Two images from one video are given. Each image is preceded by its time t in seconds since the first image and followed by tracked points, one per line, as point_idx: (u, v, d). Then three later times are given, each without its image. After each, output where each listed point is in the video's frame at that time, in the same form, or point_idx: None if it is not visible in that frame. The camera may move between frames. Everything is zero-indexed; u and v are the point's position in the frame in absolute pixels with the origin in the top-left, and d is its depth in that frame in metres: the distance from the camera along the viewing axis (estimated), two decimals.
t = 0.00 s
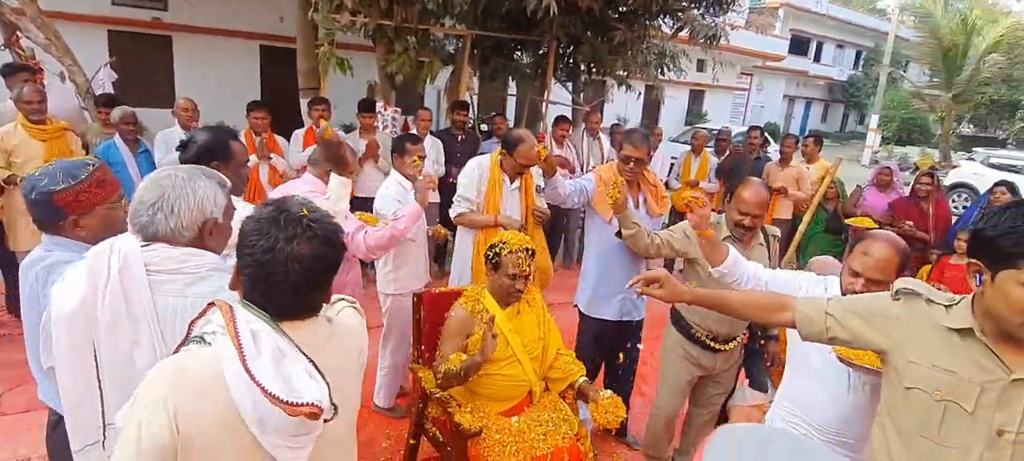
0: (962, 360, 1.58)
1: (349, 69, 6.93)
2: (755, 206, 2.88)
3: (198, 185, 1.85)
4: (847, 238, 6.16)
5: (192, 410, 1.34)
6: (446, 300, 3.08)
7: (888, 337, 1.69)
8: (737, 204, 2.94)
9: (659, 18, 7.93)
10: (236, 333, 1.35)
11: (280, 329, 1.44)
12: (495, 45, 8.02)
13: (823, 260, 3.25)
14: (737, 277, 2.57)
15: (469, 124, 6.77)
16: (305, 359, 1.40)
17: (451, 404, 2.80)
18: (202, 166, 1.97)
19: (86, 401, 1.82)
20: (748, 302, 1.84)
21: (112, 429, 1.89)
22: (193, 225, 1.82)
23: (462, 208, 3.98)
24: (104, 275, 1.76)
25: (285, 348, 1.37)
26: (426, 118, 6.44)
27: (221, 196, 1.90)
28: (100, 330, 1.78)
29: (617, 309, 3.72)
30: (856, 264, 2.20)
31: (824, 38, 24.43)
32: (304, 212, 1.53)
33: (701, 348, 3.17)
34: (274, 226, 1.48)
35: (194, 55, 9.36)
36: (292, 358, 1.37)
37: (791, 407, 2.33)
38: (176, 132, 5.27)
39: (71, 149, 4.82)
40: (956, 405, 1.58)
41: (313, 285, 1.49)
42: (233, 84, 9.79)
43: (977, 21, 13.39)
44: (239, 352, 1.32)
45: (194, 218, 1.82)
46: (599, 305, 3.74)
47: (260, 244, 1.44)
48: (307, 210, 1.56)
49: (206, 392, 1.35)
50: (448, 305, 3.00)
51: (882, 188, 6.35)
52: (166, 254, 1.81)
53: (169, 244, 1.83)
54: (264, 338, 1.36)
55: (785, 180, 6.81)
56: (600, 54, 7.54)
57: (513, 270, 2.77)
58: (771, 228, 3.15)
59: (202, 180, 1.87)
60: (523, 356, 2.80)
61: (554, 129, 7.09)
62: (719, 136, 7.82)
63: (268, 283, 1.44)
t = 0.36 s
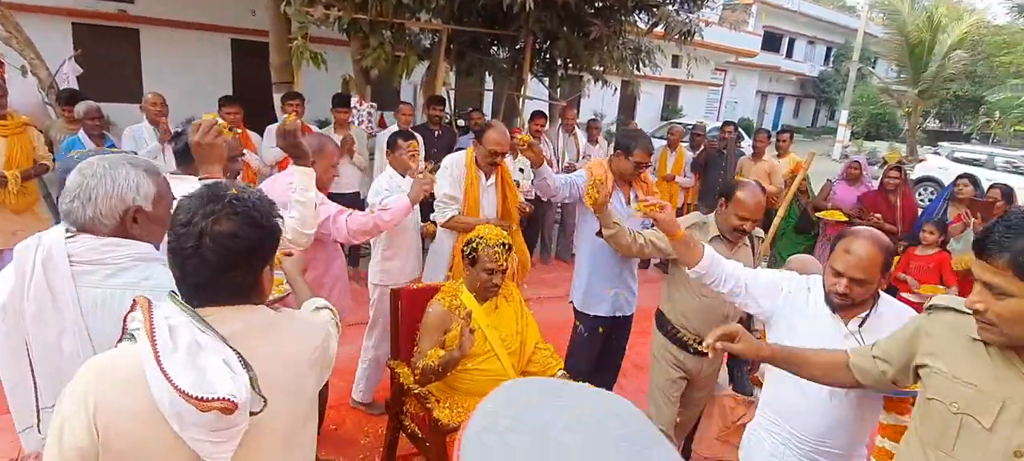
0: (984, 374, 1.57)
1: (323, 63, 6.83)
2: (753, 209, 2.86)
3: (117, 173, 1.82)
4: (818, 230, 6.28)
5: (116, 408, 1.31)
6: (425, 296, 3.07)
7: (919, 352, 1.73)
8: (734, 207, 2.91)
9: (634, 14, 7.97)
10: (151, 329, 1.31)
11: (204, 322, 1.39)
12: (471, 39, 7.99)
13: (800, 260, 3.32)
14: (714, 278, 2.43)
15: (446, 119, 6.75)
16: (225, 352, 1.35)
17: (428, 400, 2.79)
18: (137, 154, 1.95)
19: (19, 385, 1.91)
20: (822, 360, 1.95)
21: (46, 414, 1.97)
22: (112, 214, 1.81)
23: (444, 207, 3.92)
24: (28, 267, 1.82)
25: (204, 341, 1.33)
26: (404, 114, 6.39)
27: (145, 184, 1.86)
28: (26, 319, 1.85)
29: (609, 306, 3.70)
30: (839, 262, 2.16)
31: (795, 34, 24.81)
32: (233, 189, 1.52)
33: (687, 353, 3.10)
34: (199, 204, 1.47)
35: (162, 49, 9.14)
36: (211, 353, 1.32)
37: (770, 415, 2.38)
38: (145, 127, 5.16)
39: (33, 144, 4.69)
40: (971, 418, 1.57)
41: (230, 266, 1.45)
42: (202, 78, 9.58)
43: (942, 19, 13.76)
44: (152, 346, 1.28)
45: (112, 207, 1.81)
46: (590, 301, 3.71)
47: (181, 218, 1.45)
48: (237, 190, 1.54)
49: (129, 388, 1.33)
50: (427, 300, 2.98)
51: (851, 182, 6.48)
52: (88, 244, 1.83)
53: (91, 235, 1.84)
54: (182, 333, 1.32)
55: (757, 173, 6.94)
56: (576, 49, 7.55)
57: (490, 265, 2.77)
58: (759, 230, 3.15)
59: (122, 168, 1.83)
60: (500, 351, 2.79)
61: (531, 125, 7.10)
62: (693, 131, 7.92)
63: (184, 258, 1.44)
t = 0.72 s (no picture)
0: (985, 393, 1.49)
1: (315, 59, 6.78)
2: (751, 201, 2.82)
3: (106, 167, 1.92)
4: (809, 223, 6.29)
5: (60, 408, 1.31)
6: (421, 291, 3.07)
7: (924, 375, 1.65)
8: (732, 201, 2.86)
9: (627, 8, 7.95)
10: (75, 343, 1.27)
11: (140, 335, 1.32)
12: (463, 34, 7.96)
13: (799, 259, 3.41)
14: (734, 294, 2.31)
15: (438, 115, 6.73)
16: (151, 372, 1.27)
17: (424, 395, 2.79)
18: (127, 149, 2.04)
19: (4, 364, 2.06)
20: (869, 433, 1.79)
21: (24, 392, 2.13)
22: (98, 205, 1.91)
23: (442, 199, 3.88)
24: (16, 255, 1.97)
25: (125, 362, 1.25)
26: (399, 109, 6.36)
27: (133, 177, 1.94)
28: (14, 305, 2.00)
29: (611, 303, 3.68)
30: (869, 268, 2.06)
31: (787, 28, 24.85)
32: (167, 179, 1.51)
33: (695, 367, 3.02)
34: (133, 194, 1.47)
35: (151, 46, 9.04)
36: (125, 377, 1.23)
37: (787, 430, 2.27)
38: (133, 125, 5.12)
39: (20, 143, 4.65)
40: (967, 438, 1.49)
41: (162, 259, 1.42)
42: (190, 74, 9.48)
43: (932, 12, 13.80)
44: (74, 363, 1.24)
45: (98, 199, 1.91)
46: (593, 297, 3.68)
47: (117, 210, 1.46)
48: (174, 179, 1.53)
49: (72, 392, 1.31)
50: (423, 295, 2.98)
51: (843, 174, 6.47)
52: (76, 233, 1.95)
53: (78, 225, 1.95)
54: (106, 351, 1.26)
55: (750, 166, 6.97)
56: (569, 43, 7.53)
57: (484, 260, 2.77)
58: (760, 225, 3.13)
59: (112, 162, 1.92)
60: (495, 346, 2.80)
61: (524, 120, 7.08)
62: (686, 125, 7.92)
63: (118, 251, 1.44)
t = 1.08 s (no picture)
0: (992, 407, 1.47)
1: (313, 55, 6.76)
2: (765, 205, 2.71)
3: (144, 160, 2.06)
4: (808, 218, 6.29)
5: (86, 387, 1.30)
6: (422, 287, 3.07)
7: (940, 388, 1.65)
8: (740, 204, 2.77)
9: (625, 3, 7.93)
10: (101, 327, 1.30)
11: (160, 320, 1.32)
12: (461, 30, 7.94)
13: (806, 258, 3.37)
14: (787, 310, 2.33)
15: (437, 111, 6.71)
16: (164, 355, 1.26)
17: (425, 391, 2.79)
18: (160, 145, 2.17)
19: (44, 344, 2.24)
20: None
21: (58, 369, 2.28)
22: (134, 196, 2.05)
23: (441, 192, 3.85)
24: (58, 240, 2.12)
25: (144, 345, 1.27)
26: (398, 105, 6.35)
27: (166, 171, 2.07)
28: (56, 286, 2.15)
29: (620, 308, 3.68)
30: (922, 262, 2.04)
31: (785, 23, 24.82)
32: (191, 161, 1.52)
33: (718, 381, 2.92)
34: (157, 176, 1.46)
35: (148, 43, 9.01)
36: (140, 357, 1.25)
37: (834, 450, 2.23)
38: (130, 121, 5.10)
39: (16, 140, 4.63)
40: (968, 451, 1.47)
41: (187, 237, 1.40)
42: (187, 71, 9.44)
43: (930, 6, 13.80)
44: (98, 345, 1.28)
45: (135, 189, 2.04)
46: (602, 302, 3.67)
47: (142, 192, 1.45)
48: (198, 162, 1.53)
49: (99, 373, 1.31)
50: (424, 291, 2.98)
51: (842, 169, 6.49)
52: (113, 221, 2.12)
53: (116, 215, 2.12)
54: (127, 334, 1.29)
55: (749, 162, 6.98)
56: (567, 38, 7.51)
57: (485, 255, 2.77)
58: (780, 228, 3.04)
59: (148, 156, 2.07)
60: (495, 342, 2.80)
61: (522, 115, 7.07)
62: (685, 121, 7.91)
63: (144, 230, 1.43)
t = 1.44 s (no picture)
0: None
1: (311, 52, 6.74)
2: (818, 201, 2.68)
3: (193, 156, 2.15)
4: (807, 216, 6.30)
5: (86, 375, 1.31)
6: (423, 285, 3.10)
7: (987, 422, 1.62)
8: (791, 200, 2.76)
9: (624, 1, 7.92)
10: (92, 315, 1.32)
11: (147, 306, 1.31)
12: (459, 28, 7.93)
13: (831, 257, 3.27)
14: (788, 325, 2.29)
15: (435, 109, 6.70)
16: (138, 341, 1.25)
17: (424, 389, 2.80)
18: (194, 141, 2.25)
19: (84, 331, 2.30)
20: None
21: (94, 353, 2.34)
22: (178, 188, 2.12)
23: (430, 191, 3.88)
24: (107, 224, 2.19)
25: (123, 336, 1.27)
26: (397, 103, 6.33)
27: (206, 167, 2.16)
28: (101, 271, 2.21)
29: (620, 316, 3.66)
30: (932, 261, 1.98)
31: (782, 21, 24.84)
32: (177, 147, 1.52)
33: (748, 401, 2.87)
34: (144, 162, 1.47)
35: (145, 40, 8.99)
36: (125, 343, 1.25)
37: None
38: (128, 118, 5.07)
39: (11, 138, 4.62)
40: None
41: (174, 220, 1.39)
42: (186, 69, 9.43)
43: (928, 4, 13.80)
44: (88, 333, 1.29)
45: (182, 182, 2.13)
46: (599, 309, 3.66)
47: (130, 179, 1.46)
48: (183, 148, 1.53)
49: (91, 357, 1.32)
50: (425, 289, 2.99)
51: (839, 168, 6.51)
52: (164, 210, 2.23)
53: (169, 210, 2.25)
54: (115, 321, 1.29)
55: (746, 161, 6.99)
56: (565, 36, 7.50)
57: (483, 252, 2.76)
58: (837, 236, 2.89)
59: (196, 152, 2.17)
60: (494, 340, 2.80)
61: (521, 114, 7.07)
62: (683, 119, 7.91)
63: (132, 216, 1.43)
